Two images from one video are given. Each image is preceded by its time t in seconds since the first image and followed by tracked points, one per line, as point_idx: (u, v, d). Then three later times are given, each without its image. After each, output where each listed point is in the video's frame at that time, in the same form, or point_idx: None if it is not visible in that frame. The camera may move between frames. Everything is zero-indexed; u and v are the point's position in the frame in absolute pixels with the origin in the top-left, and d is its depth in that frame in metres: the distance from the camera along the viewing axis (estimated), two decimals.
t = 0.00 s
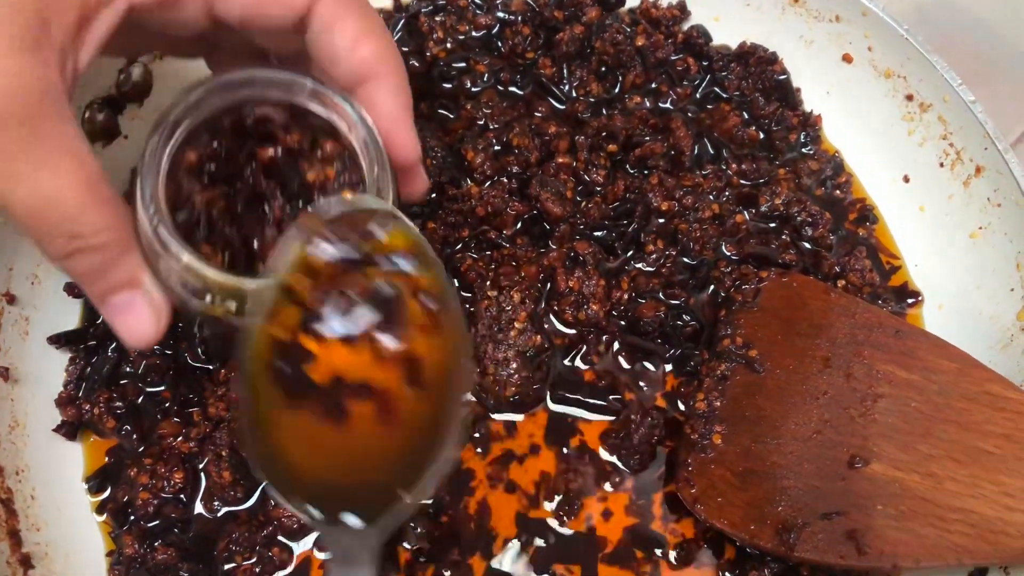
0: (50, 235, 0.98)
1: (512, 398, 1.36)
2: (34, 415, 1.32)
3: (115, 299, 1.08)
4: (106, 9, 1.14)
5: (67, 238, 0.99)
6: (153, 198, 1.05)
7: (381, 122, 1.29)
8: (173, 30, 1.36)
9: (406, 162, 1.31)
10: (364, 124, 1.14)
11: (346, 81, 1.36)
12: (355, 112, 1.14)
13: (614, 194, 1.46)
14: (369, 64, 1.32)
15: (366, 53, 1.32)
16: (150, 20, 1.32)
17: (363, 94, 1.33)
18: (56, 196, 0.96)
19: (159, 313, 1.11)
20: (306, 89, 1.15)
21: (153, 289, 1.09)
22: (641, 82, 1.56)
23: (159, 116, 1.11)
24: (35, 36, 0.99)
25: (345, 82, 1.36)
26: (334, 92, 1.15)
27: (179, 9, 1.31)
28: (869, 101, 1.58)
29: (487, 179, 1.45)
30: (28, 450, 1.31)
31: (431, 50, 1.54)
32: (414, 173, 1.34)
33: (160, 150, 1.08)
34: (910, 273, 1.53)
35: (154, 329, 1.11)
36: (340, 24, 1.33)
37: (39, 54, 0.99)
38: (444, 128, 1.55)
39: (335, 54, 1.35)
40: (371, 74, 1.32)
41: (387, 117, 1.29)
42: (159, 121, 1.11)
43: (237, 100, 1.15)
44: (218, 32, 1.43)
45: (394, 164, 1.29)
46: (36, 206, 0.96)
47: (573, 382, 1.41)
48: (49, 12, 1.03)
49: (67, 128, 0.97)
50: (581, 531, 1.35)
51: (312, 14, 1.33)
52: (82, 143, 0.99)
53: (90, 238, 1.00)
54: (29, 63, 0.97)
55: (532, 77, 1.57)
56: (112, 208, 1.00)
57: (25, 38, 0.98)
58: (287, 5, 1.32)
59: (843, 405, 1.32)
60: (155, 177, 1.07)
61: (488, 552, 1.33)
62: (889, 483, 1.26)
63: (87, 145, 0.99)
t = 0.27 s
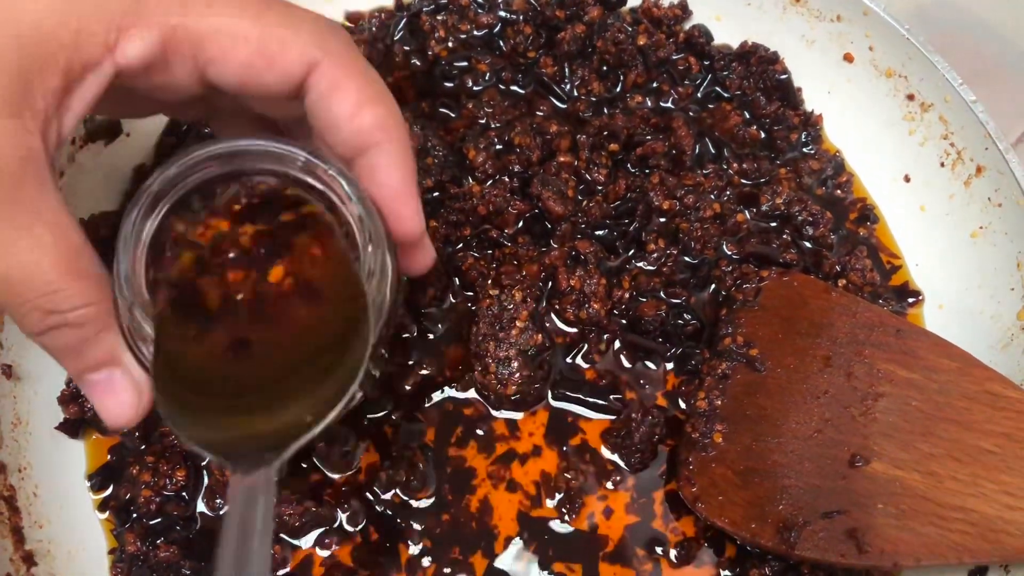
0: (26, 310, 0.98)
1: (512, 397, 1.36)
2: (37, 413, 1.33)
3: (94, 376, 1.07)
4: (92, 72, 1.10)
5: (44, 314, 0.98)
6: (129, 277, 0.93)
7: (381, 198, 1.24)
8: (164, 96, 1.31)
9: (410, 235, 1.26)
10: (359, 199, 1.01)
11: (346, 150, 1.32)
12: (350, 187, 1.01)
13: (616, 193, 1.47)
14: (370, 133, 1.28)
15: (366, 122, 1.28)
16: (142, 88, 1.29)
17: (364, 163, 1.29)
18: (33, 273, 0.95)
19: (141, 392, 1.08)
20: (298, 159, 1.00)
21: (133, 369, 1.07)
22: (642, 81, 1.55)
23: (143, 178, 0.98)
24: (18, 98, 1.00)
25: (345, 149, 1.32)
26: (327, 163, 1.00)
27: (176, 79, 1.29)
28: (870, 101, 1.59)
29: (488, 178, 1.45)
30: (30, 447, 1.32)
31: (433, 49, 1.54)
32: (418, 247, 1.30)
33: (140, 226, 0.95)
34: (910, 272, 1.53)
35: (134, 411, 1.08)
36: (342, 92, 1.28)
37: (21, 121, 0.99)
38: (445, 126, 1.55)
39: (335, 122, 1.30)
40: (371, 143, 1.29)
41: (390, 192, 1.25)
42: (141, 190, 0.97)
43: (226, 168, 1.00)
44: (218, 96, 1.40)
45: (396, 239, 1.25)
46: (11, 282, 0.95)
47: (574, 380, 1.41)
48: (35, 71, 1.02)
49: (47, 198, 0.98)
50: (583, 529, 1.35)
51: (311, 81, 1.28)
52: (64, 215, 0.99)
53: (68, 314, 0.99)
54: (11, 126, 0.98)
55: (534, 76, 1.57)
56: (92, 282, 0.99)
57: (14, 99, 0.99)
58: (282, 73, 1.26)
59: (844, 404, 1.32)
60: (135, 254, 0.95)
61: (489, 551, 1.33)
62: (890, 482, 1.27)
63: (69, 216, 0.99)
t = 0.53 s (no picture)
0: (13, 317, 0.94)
1: (517, 397, 1.36)
2: (41, 412, 1.34)
3: (85, 391, 1.01)
4: (95, 80, 1.11)
5: (32, 321, 0.93)
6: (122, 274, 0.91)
7: (382, 212, 1.23)
8: (165, 110, 1.31)
9: (410, 251, 1.24)
10: (357, 208, 1.01)
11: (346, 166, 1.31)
12: (348, 195, 1.01)
13: (620, 195, 1.46)
14: (370, 149, 1.28)
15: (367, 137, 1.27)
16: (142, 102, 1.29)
17: (363, 178, 1.28)
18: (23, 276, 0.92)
19: (132, 409, 1.03)
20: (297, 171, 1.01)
21: (125, 384, 1.02)
22: (647, 82, 1.55)
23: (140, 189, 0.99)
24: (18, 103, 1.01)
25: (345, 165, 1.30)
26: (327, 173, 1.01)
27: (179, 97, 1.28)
28: (873, 103, 1.59)
29: (492, 178, 1.46)
30: (34, 445, 1.33)
31: (437, 50, 1.54)
32: (417, 266, 1.27)
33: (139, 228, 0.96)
34: (914, 274, 1.53)
35: (123, 425, 1.03)
36: (344, 106, 1.28)
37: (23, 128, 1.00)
38: (449, 127, 1.54)
39: (337, 137, 1.30)
40: (371, 157, 1.28)
41: (390, 207, 1.24)
42: (137, 199, 0.99)
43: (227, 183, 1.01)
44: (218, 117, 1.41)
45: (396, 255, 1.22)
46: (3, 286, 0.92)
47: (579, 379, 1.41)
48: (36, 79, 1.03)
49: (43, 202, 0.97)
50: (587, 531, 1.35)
51: (313, 95, 1.29)
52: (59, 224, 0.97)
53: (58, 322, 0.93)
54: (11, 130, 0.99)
55: (538, 77, 1.58)
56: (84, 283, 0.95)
57: (14, 102, 1.00)
58: (286, 88, 1.27)
59: (847, 405, 1.33)
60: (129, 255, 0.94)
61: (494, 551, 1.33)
62: (893, 483, 1.27)
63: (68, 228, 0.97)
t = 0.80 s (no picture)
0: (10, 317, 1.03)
1: (523, 395, 1.37)
2: (52, 409, 1.35)
3: (75, 392, 1.08)
4: (90, 75, 1.15)
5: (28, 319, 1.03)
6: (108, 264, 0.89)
7: (381, 210, 1.22)
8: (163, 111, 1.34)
9: (409, 250, 1.22)
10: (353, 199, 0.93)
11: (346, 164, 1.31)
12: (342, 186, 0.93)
13: (627, 193, 1.47)
14: (369, 145, 1.27)
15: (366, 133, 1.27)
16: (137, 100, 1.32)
17: (363, 175, 1.27)
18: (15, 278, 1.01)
19: (122, 413, 1.09)
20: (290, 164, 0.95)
21: (115, 387, 1.08)
22: (654, 82, 1.57)
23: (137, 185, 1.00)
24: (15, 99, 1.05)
25: (345, 162, 1.31)
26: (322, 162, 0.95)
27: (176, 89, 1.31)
28: (879, 103, 1.59)
29: (500, 177, 1.47)
30: (45, 441, 1.33)
31: (445, 49, 1.55)
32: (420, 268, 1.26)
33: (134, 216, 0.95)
34: (919, 274, 1.55)
35: (113, 430, 1.08)
36: (343, 102, 1.29)
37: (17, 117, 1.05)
38: (457, 125, 1.54)
39: (336, 134, 1.30)
40: (370, 154, 1.28)
41: (389, 204, 1.22)
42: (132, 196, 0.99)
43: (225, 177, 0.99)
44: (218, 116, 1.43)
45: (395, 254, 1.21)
46: None
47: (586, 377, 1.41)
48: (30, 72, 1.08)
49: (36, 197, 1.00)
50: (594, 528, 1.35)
51: (312, 91, 1.30)
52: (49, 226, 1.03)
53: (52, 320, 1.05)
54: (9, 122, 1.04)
55: (546, 76, 1.58)
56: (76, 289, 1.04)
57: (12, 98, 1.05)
58: (285, 83, 1.29)
59: (853, 404, 1.33)
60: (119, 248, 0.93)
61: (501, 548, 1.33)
62: (899, 481, 1.27)
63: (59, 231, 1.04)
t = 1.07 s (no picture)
0: None
1: (529, 397, 1.37)
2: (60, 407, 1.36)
3: (59, 403, 1.12)
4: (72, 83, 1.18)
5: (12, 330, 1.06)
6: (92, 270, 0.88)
7: (368, 219, 1.23)
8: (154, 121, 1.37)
9: (394, 260, 1.23)
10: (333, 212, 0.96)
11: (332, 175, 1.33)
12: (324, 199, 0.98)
13: (633, 196, 1.47)
14: (355, 154, 1.29)
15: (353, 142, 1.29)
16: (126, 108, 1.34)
17: (348, 186, 1.29)
18: None
19: (106, 423, 1.12)
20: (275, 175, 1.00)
21: (98, 398, 1.12)
22: (660, 84, 1.57)
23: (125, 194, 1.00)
24: None
25: (331, 172, 1.32)
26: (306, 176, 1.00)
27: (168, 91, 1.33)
28: (885, 106, 1.60)
29: (506, 179, 1.47)
30: (51, 439, 1.34)
31: (451, 50, 1.55)
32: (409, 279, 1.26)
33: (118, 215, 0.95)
34: (925, 277, 1.54)
35: (98, 438, 1.12)
36: (330, 110, 1.31)
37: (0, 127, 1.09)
38: (463, 127, 1.55)
39: (322, 143, 1.32)
40: (357, 163, 1.29)
41: (375, 215, 1.24)
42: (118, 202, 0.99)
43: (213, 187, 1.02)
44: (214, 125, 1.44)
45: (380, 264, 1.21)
46: None
47: (591, 379, 1.42)
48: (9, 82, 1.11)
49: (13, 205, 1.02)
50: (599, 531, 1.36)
51: (298, 98, 1.32)
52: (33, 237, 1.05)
53: (33, 333, 1.06)
54: None
55: (552, 78, 1.59)
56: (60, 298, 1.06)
57: None
58: (269, 90, 1.32)
59: (859, 406, 1.33)
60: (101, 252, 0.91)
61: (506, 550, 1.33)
62: (904, 484, 1.27)
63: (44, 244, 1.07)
